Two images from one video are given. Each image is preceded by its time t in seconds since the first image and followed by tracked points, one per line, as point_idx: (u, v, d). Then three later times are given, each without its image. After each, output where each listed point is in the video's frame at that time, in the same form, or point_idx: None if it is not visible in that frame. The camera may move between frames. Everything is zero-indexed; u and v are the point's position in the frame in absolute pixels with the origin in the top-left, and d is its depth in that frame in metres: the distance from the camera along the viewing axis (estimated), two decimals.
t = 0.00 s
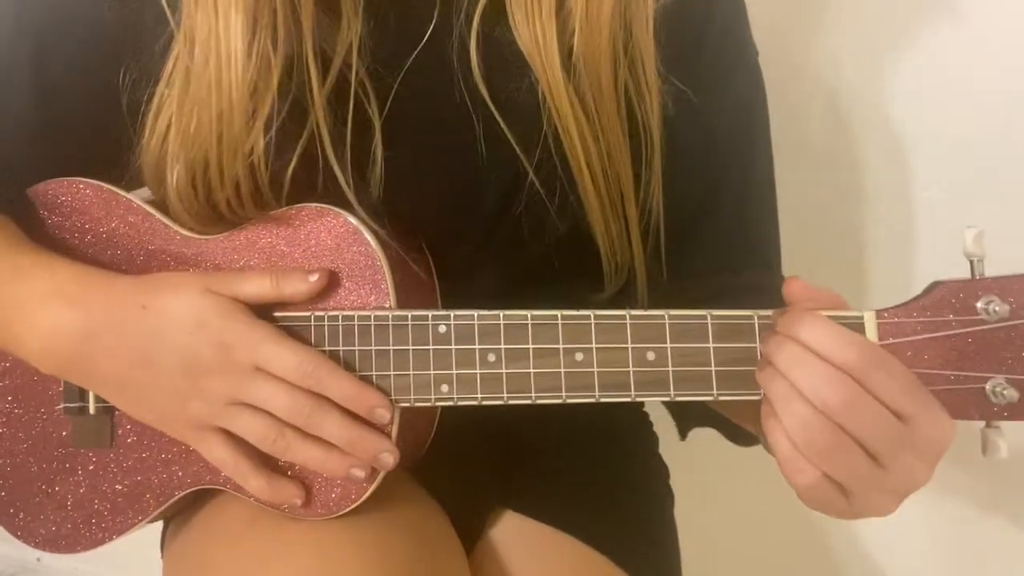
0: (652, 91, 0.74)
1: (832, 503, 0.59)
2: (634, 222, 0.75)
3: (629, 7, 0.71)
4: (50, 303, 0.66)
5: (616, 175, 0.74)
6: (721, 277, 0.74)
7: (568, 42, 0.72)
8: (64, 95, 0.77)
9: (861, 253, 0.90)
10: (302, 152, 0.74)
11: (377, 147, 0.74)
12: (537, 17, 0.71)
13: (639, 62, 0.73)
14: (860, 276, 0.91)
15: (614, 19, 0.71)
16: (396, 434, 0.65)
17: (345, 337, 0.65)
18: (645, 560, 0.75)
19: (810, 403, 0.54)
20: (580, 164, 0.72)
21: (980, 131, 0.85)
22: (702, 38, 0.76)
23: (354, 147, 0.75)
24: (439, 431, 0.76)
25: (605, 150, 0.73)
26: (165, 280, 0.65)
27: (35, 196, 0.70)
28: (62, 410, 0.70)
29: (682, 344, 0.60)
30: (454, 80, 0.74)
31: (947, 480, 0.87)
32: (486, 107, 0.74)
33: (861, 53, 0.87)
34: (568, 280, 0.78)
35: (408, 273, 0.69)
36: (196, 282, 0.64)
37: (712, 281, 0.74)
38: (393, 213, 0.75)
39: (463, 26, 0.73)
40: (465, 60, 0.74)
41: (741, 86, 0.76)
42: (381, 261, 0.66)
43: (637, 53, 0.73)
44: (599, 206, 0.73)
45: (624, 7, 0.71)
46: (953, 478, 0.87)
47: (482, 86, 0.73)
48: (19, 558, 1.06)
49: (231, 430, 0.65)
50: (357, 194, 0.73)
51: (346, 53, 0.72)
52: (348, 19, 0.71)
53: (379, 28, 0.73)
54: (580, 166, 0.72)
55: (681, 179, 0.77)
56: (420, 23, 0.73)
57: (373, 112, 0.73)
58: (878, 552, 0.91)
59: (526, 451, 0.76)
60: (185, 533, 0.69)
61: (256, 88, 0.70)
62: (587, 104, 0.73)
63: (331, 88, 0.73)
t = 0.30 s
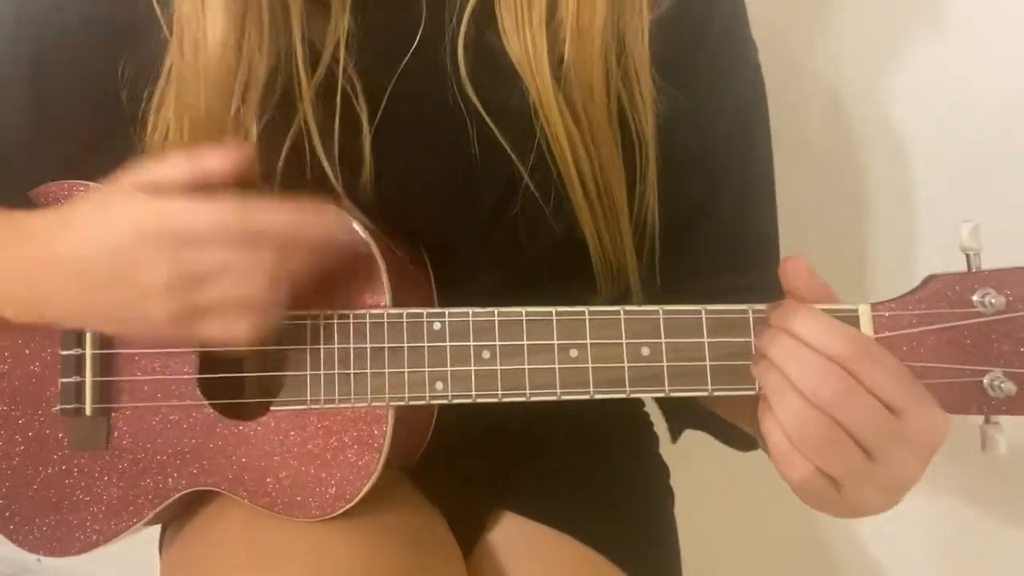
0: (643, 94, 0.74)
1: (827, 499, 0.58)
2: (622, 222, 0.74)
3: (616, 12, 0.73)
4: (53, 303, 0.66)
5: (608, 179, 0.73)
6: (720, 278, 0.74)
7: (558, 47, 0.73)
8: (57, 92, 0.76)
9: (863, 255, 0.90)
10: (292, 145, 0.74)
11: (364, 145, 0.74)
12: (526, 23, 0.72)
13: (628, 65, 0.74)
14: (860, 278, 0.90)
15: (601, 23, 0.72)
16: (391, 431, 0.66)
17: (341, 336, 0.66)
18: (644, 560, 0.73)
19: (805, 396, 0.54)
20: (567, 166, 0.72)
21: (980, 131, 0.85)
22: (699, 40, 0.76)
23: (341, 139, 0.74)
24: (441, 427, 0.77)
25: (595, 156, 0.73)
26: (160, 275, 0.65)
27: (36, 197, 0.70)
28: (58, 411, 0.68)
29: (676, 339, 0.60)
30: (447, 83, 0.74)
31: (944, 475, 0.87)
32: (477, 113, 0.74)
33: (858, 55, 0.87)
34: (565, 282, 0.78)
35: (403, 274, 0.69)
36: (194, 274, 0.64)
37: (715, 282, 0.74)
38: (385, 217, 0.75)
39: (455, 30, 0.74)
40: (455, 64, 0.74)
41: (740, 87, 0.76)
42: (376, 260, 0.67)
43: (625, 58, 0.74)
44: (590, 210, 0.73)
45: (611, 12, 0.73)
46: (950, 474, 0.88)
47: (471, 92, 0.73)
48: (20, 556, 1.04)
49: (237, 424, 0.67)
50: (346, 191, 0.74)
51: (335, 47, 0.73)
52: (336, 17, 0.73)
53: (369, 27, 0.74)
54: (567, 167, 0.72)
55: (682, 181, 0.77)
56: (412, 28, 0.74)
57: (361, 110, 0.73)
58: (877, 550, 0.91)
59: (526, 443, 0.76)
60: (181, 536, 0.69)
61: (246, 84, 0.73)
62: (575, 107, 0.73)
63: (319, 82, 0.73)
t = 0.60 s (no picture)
0: (634, 99, 0.74)
1: (806, 505, 0.58)
2: (615, 228, 0.75)
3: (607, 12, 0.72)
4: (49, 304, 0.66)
5: (602, 186, 0.74)
6: (715, 284, 0.74)
7: (553, 49, 0.73)
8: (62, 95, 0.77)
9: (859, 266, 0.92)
10: (283, 153, 0.76)
11: (362, 154, 0.75)
12: (520, 22, 0.72)
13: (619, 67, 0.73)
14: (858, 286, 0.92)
15: (593, 24, 0.72)
16: (383, 436, 0.67)
17: (334, 338, 0.66)
18: (644, 560, 0.74)
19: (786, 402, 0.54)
20: (561, 170, 0.73)
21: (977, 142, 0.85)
22: (696, 41, 0.75)
23: (335, 150, 0.76)
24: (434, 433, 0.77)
25: (589, 160, 0.74)
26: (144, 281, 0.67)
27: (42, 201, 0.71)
28: (54, 409, 0.68)
29: (668, 345, 0.61)
30: (444, 88, 0.75)
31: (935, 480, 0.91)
32: (473, 121, 0.75)
33: (854, 66, 0.88)
34: (561, 288, 0.78)
35: (398, 277, 0.70)
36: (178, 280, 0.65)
37: (712, 288, 0.74)
38: (383, 220, 0.77)
39: (453, 35, 0.74)
40: (452, 67, 0.74)
41: (737, 91, 0.74)
42: (372, 262, 0.67)
43: (615, 60, 0.74)
44: (585, 219, 0.74)
45: (603, 13, 0.72)
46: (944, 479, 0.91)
47: (467, 95, 0.74)
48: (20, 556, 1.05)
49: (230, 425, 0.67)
50: (343, 197, 0.76)
51: (330, 55, 0.74)
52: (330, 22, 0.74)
53: (366, 33, 0.75)
54: (560, 171, 0.73)
55: (676, 186, 0.77)
56: (410, 32, 0.74)
57: (358, 117, 0.74)
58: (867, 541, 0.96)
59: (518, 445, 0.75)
60: (175, 535, 0.69)
61: (232, 88, 0.75)
62: (568, 112, 0.74)
63: (316, 90, 0.75)
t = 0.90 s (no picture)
0: (634, 102, 0.74)
1: (803, 507, 0.59)
2: (614, 227, 0.75)
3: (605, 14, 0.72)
4: (54, 305, 0.66)
5: (603, 186, 0.74)
6: (713, 285, 0.74)
7: (551, 48, 0.73)
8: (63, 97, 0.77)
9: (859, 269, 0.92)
10: (286, 156, 0.76)
11: (364, 154, 0.75)
12: (519, 19, 0.72)
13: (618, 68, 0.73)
14: (858, 287, 0.93)
15: (591, 25, 0.72)
16: (383, 439, 0.67)
17: (336, 339, 0.66)
18: (643, 560, 0.74)
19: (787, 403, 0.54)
20: (561, 171, 0.73)
21: (975, 146, 0.86)
22: (694, 43, 0.75)
23: (337, 154, 0.76)
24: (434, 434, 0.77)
25: (590, 160, 0.74)
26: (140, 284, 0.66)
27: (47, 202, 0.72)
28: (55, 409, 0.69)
29: (668, 348, 0.61)
30: (445, 90, 0.75)
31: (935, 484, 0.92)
32: (474, 120, 0.75)
33: (854, 70, 0.88)
34: (563, 289, 0.79)
35: (399, 278, 0.70)
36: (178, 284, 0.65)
37: (710, 291, 0.74)
38: (385, 220, 0.77)
39: (455, 38, 0.74)
40: (454, 67, 0.74)
41: (734, 93, 0.74)
42: (373, 263, 0.67)
43: (614, 61, 0.74)
44: (584, 218, 0.74)
45: (602, 12, 0.72)
46: (943, 483, 0.91)
47: (468, 94, 0.74)
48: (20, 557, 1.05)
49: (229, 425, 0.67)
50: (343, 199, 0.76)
51: (332, 60, 0.74)
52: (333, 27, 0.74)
53: (368, 37, 0.75)
54: (560, 172, 0.73)
55: (676, 187, 0.77)
56: (412, 34, 0.74)
57: (359, 121, 0.75)
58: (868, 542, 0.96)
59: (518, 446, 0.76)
60: (175, 535, 0.70)
61: (235, 92, 0.74)
62: (568, 113, 0.74)
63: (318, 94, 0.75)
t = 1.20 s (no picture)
0: (633, 102, 0.74)
1: (805, 508, 0.59)
2: (613, 225, 0.75)
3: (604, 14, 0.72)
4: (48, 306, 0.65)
5: (603, 186, 0.74)
6: (714, 285, 0.74)
7: (552, 47, 0.73)
8: (63, 94, 0.76)
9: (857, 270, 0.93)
10: (287, 157, 0.76)
11: (367, 154, 0.75)
12: (519, 17, 0.72)
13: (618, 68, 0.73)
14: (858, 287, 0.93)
15: (589, 24, 0.72)
16: (386, 439, 0.67)
17: (339, 339, 0.66)
18: (644, 560, 0.75)
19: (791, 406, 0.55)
20: (562, 170, 0.73)
21: (973, 148, 0.87)
22: (694, 44, 0.76)
23: (341, 155, 0.76)
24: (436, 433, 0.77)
25: (591, 160, 0.74)
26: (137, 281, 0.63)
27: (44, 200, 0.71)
28: (56, 408, 0.68)
29: (671, 349, 0.61)
30: (448, 90, 0.75)
31: (934, 484, 0.92)
32: (476, 119, 0.75)
33: (852, 71, 0.89)
34: (565, 289, 0.79)
35: (404, 280, 0.70)
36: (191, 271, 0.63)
37: (711, 291, 0.74)
38: (386, 219, 0.77)
39: (457, 38, 0.74)
40: (456, 66, 0.75)
41: (735, 94, 0.74)
42: (376, 262, 0.67)
43: (614, 60, 0.74)
44: (583, 217, 0.74)
45: (600, 11, 0.72)
46: (941, 482, 0.92)
47: (471, 94, 0.74)
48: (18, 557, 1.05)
49: (232, 425, 0.67)
50: (345, 198, 0.76)
51: (334, 61, 0.73)
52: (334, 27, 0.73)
53: (371, 38, 0.75)
54: (561, 170, 0.73)
55: (677, 187, 0.77)
56: (415, 34, 0.75)
57: (364, 120, 0.74)
58: (865, 543, 0.97)
59: (520, 446, 0.76)
60: (176, 534, 0.69)
61: (236, 93, 0.74)
62: (569, 112, 0.74)
63: (319, 96, 0.74)
